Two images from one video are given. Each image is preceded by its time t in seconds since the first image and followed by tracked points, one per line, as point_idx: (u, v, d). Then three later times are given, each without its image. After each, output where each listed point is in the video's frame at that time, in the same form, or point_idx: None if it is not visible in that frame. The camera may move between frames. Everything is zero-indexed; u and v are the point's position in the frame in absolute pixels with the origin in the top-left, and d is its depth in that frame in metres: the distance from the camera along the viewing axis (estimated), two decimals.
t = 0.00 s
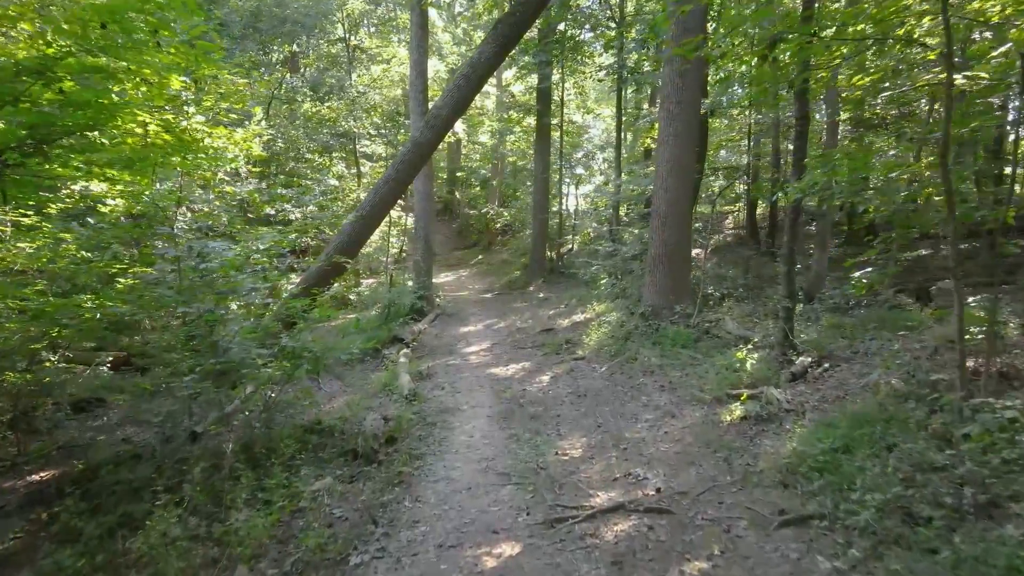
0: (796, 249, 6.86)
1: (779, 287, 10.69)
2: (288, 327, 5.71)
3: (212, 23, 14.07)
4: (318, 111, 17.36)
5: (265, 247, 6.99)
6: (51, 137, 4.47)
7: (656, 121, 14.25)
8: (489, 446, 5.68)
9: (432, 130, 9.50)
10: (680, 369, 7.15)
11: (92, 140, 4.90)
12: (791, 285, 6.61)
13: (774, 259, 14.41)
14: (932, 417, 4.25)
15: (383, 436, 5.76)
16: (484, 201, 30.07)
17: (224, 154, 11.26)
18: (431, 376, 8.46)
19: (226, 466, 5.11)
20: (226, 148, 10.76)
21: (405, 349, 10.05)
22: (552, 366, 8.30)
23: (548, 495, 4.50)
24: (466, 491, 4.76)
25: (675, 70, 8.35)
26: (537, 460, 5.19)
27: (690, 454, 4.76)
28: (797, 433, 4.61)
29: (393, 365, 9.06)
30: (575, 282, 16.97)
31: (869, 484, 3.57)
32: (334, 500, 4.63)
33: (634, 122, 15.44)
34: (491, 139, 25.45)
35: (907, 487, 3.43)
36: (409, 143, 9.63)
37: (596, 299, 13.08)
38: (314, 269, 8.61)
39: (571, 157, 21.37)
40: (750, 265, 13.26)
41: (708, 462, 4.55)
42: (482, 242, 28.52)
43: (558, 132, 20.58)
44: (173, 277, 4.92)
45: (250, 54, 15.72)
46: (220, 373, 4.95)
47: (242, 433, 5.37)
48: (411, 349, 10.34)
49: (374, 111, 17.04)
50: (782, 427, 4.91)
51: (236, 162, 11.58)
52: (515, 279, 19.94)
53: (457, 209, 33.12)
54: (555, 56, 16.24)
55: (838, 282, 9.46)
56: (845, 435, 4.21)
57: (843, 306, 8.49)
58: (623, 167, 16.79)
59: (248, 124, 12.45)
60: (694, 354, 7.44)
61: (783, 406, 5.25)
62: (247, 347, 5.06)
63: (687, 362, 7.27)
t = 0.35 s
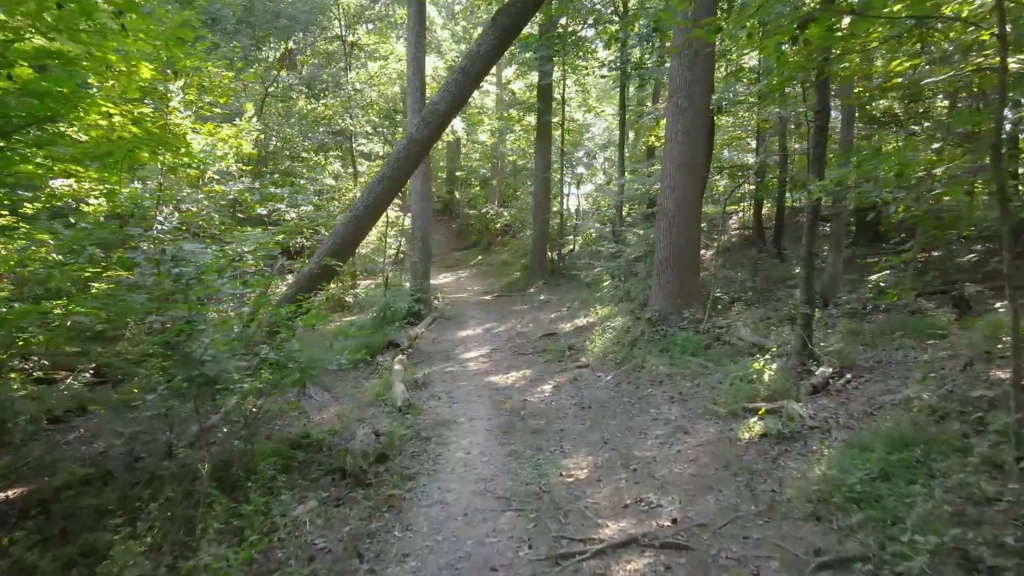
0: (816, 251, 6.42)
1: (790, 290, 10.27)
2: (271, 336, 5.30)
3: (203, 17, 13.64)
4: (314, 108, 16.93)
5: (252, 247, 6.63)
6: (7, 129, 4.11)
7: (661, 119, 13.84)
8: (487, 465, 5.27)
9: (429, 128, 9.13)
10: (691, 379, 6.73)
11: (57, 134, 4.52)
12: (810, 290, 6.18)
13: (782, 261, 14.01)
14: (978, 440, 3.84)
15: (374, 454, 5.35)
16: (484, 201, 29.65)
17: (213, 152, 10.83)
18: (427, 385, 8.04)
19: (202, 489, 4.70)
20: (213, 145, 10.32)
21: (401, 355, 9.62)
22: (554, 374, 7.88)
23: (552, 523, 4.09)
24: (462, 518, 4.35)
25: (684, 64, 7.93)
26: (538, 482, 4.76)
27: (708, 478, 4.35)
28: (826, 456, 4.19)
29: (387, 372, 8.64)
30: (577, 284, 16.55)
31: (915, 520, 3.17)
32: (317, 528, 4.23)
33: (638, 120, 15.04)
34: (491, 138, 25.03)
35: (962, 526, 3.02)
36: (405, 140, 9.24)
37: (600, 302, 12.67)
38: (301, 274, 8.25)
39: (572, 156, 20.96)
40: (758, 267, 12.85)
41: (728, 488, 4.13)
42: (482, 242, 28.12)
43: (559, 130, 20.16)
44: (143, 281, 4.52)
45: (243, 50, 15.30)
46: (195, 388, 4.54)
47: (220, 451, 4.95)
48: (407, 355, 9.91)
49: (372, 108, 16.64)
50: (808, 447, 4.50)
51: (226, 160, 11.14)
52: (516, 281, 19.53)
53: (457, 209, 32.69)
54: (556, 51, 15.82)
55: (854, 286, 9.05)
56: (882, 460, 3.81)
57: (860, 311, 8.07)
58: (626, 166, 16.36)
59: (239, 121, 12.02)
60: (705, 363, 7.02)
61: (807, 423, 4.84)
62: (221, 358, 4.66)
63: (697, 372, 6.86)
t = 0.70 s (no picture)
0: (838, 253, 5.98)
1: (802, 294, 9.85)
2: (253, 346, 4.90)
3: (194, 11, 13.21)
4: (310, 106, 16.52)
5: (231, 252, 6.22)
6: None
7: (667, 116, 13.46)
8: (486, 487, 4.86)
9: (426, 124, 8.74)
10: (703, 391, 6.31)
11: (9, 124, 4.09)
12: (832, 296, 5.77)
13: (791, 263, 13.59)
14: None
15: (364, 475, 4.95)
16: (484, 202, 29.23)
17: (203, 150, 10.44)
18: (422, 395, 7.63)
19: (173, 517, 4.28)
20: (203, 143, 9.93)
21: (397, 362, 9.21)
22: (558, 384, 7.46)
23: (557, 559, 3.68)
24: (458, 551, 3.95)
25: (694, 56, 7.50)
26: (542, 508, 4.35)
27: (730, 507, 3.93)
28: (862, 483, 3.77)
29: (382, 381, 8.21)
30: (579, 286, 16.13)
31: (975, 565, 2.78)
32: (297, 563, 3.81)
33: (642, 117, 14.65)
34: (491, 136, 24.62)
35: None
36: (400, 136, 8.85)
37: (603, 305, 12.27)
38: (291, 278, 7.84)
39: (574, 155, 20.56)
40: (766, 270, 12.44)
41: (753, 521, 3.72)
42: (482, 243, 27.71)
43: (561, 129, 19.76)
44: (105, 282, 4.12)
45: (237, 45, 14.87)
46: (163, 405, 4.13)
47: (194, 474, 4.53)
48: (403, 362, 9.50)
49: (370, 106, 16.26)
50: (840, 472, 4.07)
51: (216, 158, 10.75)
52: (516, 283, 19.13)
53: (457, 210, 32.27)
54: (559, 47, 15.43)
55: (871, 290, 8.63)
56: (928, 490, 3.39)
57: (880, 317, 7.65)
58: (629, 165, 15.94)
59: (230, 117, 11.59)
60: (718, 373, 6.60)
61: (836, 444, 4.42)
62: (195, 374, 4.27)
63: (710, 383, 6.43)
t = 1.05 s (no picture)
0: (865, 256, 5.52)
1: (816, 297, 9.43)
2: (231, 358, 4.49)
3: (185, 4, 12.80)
4: (306, 103, 16.12)
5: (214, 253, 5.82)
6: None
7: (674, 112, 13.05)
8: (485, 514, 4.46)
9: (422, 120, 8.35)
10: (718, 404, 5.89)
11: None
12: (859, 303, 5.35)
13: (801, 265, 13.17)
14: None
15: (352, 499, 4.55)
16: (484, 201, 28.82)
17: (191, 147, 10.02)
18: (419, 406, 7.21)
19: (140, 550, 3.87)
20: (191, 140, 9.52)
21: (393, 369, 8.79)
22: (562, 394, 7.04)
23: None
24: None
25: (707, 46, 7.08)
26: (546, 540, 3.95)
27: (758, 544, 3.53)
28: (909, 519, 3.36)
29: (376, 390, 7.81)
30: (582, 288, 15.72)
31: None
32: None
33: (647, 114, 14.23)
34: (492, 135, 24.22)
35: None
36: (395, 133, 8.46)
37: (608, 308, 11.85)
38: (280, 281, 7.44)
39: (576, 154, 20.16)
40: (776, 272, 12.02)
41: (786, 562, 3.31)
42: (483, 244, 27.31)
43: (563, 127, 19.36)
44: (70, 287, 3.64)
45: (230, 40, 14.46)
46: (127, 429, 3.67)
47: (166, 503, 4.13)
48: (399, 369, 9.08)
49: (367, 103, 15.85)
50: (879, 503, 3.66)
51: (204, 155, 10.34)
52: (517, 285, 18.72)
53: (457, 211, 31.83)
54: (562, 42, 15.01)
55: (891, 294, 8.21)
56: (990, 531, 2.97)
57: (902, 323, 7.23)
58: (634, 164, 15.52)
59: (221, 114, 11.17)
60: (733, 384, 6.19)
61: (871, 470, 4.00)
62: (164, 391, 3.87)
63: (725, 395, 6.02)
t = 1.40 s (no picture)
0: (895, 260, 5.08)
1: (831, 301, 9.01)
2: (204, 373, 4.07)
3: None
4: (302, 100, 15.72)
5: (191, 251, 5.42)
6: None
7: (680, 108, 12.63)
8: (484, 547, 4.04)
9: (419, 114, 8.03)
10: (735, 419, 5.47)
11: None
12: (889, 310, 4.90)
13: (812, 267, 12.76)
14: None
15: (337, 528, 4.14)
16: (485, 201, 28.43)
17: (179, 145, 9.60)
18: (413, 418, 6.78)
19: None
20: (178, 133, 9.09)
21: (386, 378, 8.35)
22: (566, 406, 6.62)
23: None
24: None
25: (720, 35, 6.65)
26: None
27: None
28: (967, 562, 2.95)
29: (369, 400, 7.40)
30: (585, 290, 15.30)
31: None
32: None
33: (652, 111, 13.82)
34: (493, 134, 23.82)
35: None
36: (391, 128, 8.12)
37: (612, 312, 11.42)
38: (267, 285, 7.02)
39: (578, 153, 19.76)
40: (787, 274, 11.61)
41: None
42: (483, 245, 26.89)
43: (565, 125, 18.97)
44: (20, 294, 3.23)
45: (224, 34, 14.06)
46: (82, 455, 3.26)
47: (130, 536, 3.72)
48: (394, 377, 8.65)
49: (365, 101, 15.42)
50: (928, 542, 3.25)
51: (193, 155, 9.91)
52: (518, 287, 18.29)
53: (457, 211, 31.38)
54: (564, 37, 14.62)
55: (911, 298, 7.80)
56: None
57: (927, 330, 6.82)
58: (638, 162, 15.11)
59: (210, 109, 10.74)
60: (750, 397, 5.76)
61: (914, 500, 3.59)
62: (125, 412, 3.46)
63: (742, 410, 5.60)
